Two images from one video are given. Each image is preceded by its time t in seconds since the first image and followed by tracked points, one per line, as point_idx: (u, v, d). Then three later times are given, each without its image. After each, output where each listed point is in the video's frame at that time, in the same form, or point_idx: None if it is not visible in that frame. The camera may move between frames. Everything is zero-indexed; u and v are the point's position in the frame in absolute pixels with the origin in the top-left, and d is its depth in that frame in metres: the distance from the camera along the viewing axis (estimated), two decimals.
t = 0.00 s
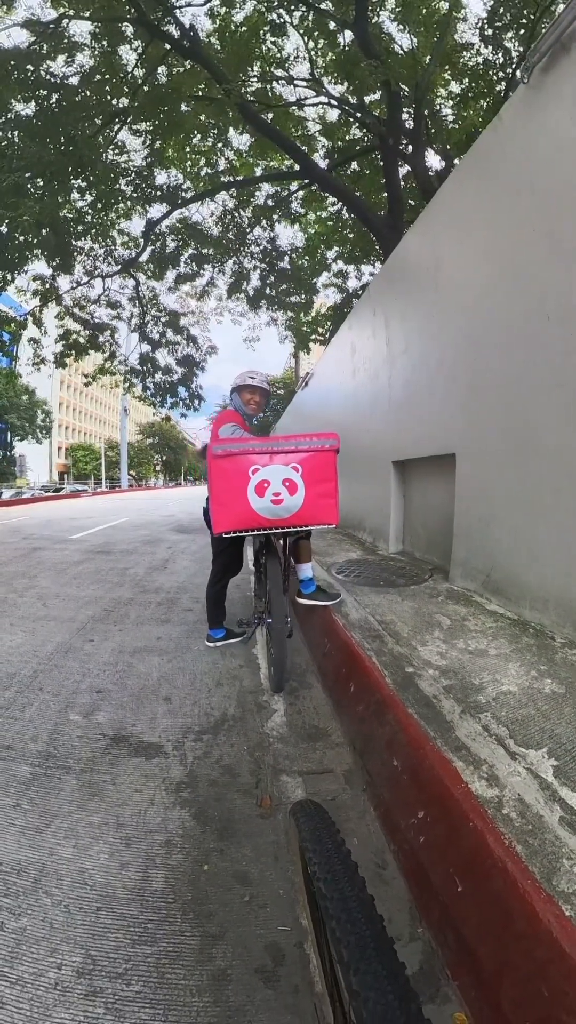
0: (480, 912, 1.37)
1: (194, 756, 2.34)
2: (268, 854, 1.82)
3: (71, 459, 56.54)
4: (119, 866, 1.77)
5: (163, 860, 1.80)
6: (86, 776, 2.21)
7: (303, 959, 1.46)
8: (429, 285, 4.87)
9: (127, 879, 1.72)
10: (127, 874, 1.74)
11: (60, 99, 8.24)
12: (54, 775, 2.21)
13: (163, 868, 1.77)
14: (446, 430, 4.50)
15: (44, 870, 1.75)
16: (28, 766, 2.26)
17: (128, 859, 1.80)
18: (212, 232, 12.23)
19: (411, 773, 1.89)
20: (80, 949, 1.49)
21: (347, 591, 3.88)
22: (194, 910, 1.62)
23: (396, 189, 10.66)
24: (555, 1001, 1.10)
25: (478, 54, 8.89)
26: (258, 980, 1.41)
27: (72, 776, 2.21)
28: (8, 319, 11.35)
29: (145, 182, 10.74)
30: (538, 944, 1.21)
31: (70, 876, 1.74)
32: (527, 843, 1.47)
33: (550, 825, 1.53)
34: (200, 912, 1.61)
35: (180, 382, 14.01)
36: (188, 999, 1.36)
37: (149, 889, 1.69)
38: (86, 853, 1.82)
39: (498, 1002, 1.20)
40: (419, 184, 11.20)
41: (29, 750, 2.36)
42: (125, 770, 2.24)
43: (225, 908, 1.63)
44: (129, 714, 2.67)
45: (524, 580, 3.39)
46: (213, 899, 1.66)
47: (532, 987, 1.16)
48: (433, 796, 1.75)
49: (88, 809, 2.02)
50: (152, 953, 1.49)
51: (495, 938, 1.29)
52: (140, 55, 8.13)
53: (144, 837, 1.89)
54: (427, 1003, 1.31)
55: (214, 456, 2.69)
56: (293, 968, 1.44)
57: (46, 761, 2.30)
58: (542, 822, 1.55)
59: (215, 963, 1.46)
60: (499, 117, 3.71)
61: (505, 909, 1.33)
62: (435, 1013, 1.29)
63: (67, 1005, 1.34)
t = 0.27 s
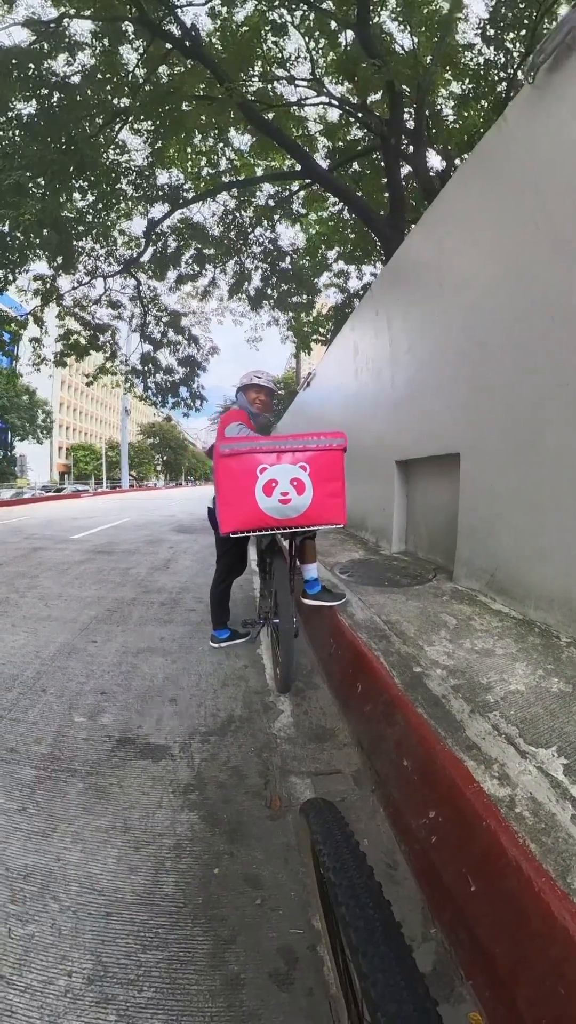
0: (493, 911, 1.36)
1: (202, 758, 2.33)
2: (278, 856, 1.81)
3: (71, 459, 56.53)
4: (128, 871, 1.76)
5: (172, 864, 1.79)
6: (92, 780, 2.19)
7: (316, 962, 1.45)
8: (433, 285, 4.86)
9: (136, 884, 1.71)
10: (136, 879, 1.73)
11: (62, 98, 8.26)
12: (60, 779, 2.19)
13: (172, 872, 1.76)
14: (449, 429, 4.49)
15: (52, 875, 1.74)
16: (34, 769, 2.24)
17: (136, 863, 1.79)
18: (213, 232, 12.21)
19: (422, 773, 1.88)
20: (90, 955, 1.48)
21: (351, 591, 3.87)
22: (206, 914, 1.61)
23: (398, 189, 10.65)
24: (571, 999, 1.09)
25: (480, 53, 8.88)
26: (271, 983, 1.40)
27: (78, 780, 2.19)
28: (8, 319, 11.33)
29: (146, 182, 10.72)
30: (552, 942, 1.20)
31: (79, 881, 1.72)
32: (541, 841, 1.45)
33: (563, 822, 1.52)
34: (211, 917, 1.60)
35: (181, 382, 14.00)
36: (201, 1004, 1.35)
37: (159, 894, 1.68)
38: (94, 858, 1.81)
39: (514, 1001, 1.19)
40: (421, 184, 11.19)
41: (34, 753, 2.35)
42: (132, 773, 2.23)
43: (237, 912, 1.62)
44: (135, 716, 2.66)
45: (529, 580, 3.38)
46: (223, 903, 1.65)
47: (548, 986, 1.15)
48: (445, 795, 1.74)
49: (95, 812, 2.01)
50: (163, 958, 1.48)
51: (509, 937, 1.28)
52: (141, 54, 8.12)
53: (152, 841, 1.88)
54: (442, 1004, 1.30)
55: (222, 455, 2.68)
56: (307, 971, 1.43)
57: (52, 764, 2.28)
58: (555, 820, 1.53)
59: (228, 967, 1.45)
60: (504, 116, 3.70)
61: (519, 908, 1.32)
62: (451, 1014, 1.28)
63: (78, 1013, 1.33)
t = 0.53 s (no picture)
0: (506, 913, 1.35)
1: (207, 761, 2.31)
2: (287, 859, 1.80)
3: (71, 459, 56.50)
4: (135, 877, 1.74)
5: (179, 869, 1.77)
6: (97, 784, 2.18)
7: (327, 967, 1.44)
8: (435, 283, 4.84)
9: (143, 890, 1.69)
10: (143, 885, 1.71)
11: (63, 97, 8.26)
12: (64, 783, 2.17)
13: (179, 878, 1.74)
14: (452, 429, 4.48)
15: (58, 882, 1.72)
16: (38, 773, 2.23)
17: (143, 869, 1.77)
18: (213, 231, 12.19)
19: (432, 774, 1.86)
20: (98, 962, 1.47)
21: (355, 591, 3.86)
22: (214, 920, 1.59)
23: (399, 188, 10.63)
24: None
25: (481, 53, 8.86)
26: (282, 989, 1.39)
27: (83, 784, 2.18)
28: (8, 319, 11.30)
29: (146, 182, 10.69)
30: (566, 944, 1.18)
31: (85, 887, 1.71)
32: (552, 842, 1.44)
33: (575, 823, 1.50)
34: (220, 923, 1.58)
35: (181, 382, 13.98)
36: (211, 1012, 1.34)
37: (166, 900, 1.66)
38: (100, 864, 1.79)
39: (528, 1003, 1.17)
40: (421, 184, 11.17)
41: (38, 757, 2.33)
42: (137, 777, 2.21)
43: (246, 917, 1.60)
44: (139, 719, 2.64)
45: (532, 580, 3.37)
46: (232, 908, 1.63)
47: (562, 988, 1.13)
48: (455, 797, 1.72)
49: (100, 817, 1.99)
50: (172, 965, 1.46)
51: (522, 939, 1.26)
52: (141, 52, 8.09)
53: (159, 846, 1.86)
54: (455, 1008, 1.29)
55: (227, 455, 2.67)
56: (318, 976, 1.41)
57: (56, 768, 2.26)
58: (567, 821, 1.52)
59: (238, 973, 1.43)
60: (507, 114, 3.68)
61: (532, 909, 1.30)
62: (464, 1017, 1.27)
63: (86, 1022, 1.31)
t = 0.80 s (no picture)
0: (497, 931, 1.30)
1: (196, 766, 2.27)
2: (275, 869, 1.75)
3: (71, 459, 56.45)
4: (119, 884, 1.69)
5: (164, 877, 1.72)
6: (84, 788, 2.13)
7: (312, 981, 1.39)
8: (434, 283, 4.80)
9: (127, 898, 1.65)
10: (128, 893, 1.66)
11: (60, 96, 8.21)
12: (50, 787, 2.13)
13: (164, 885, 1.69)
14: (451, 429, 4.43)
15: (41, 888, 1.68)
16: (25, 777, 2.18)
17: (128, 876, 1.72)
18: (212, 231, 12.15)
19: (424, 784, 1.81)
20: (79, 970, 1.42)
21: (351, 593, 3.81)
22: (198, 930, 1.54)
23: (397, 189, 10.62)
24: None
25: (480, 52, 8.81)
26: (266, 1003, 1.34)
27: (69, 788, 2.13)
28: (6, 318, 11.26)
29: (144, 182, 10.64)
30: (558, 965, 1.14)
31: (68, 894, 1.66)
32: (546, 859, 1.39)
33: (570, 840, 1.45)
34: (205, 933, 1.54)
35: (180, 381, 13.94)
36: None
37: (151, 907, 1.62)
38: (85, 869, 1.75)
39: None
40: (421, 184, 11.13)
41: (25, 760, 2.29)
42: (124, 781, 2.17)
43: (231, 927, 1.56)
44: (129, 722, 2.60)
45: (531, 582, 3.32)
46: (217, 918, 1.59)
47: (553, 1011, 1.09)
48: (446, 809, 1.67)
49: (86, 822, 1.95)
50: (154, 975, 1.42)
51: (514, 959, 1.22)
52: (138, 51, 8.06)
53: (145, 853, 1.82)
54: None
55: (216, 456, 2.62)
56: (303, 990, 1.37)
57: (42, 771, 2.22)
58: (561, 837, 1.47)
59: (220, 986, 1.39)
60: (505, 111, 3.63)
61: (523, 928, 1.25)
62: None
63: None
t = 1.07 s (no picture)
0: (488, 948, 1.26)
1: (187, 770, 2.24)
2: (263, 877, 1.71)
3: (71, 459, 56.41)
4: (105, 889, 1.66)
5: (151, 884, 1.69)
6: (72, 791, 2.10)
7: (299, 993, 1.35)
8: (432, 282, 4.76)
9: (114, 904, 1.61)
10: (114, 898, 1.63)
11: (57, 96, 8.17)
12: (39, 790, 2.10)
13: (151, 892, 1.66)
14: (449, 429, 4.39)
15: (27, 893, 1.64)
16: (13, 779, 2.15)
17: (115, 881, 1.69)
18: (211, 230, 12.11)
19: (416, 792, 1.77)
20: (63, 978, 1.39)
21: (347, 595, 3.77)
22: (184, 938, 1.51)
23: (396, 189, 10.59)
24: None
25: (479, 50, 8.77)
26: (251, 1016, 1.30)
27: (58, 791, 2.10)
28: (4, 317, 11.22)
29: (142, 181, 10.60)
30: (551, 986, 1.10)
31: (54, 899, 1.63)
32: (540, 875, 1.35)
33: (565, 854, 1.42)
34: (190, 941, 1.50)
35: (178, 381, 13.90)
36: None
37: (137, 913, 1.58)
38: (71, 873, 1.71)
39: None
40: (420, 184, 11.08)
41: (14, 763, 2.25)
42: (113, 785, 2.13)
43: (217, 936, 1.52)
44: (121, 724, 2.56)
45: (530, 584, 3.28)
46: (204, 926, 1.55)
47: None
48: (439, 820, 1.63)
49: (74, 826, 1.92)
50: (139, 984, 1.38)
51: (505, 978, 1.18)
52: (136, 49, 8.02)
53: (132, 858, 1.78)
54: None
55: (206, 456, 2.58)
56: (289, 1003, 1.33)
57: (31, 774, 2.19)
58: (556, 851, 1.43)
59: (204, 996, 1.35)
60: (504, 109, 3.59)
61: (516, 945, 1.22)
62: None
63: None
